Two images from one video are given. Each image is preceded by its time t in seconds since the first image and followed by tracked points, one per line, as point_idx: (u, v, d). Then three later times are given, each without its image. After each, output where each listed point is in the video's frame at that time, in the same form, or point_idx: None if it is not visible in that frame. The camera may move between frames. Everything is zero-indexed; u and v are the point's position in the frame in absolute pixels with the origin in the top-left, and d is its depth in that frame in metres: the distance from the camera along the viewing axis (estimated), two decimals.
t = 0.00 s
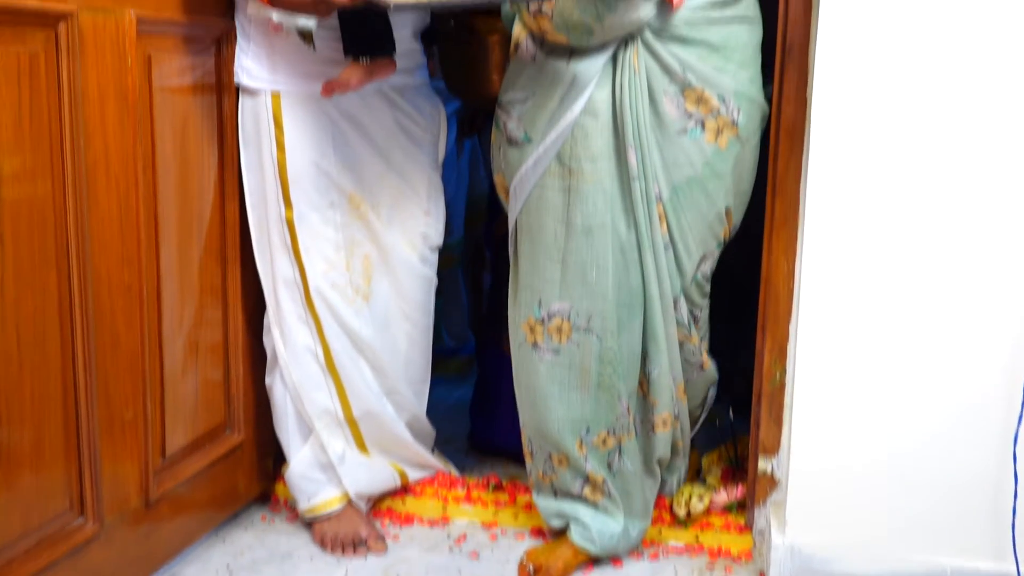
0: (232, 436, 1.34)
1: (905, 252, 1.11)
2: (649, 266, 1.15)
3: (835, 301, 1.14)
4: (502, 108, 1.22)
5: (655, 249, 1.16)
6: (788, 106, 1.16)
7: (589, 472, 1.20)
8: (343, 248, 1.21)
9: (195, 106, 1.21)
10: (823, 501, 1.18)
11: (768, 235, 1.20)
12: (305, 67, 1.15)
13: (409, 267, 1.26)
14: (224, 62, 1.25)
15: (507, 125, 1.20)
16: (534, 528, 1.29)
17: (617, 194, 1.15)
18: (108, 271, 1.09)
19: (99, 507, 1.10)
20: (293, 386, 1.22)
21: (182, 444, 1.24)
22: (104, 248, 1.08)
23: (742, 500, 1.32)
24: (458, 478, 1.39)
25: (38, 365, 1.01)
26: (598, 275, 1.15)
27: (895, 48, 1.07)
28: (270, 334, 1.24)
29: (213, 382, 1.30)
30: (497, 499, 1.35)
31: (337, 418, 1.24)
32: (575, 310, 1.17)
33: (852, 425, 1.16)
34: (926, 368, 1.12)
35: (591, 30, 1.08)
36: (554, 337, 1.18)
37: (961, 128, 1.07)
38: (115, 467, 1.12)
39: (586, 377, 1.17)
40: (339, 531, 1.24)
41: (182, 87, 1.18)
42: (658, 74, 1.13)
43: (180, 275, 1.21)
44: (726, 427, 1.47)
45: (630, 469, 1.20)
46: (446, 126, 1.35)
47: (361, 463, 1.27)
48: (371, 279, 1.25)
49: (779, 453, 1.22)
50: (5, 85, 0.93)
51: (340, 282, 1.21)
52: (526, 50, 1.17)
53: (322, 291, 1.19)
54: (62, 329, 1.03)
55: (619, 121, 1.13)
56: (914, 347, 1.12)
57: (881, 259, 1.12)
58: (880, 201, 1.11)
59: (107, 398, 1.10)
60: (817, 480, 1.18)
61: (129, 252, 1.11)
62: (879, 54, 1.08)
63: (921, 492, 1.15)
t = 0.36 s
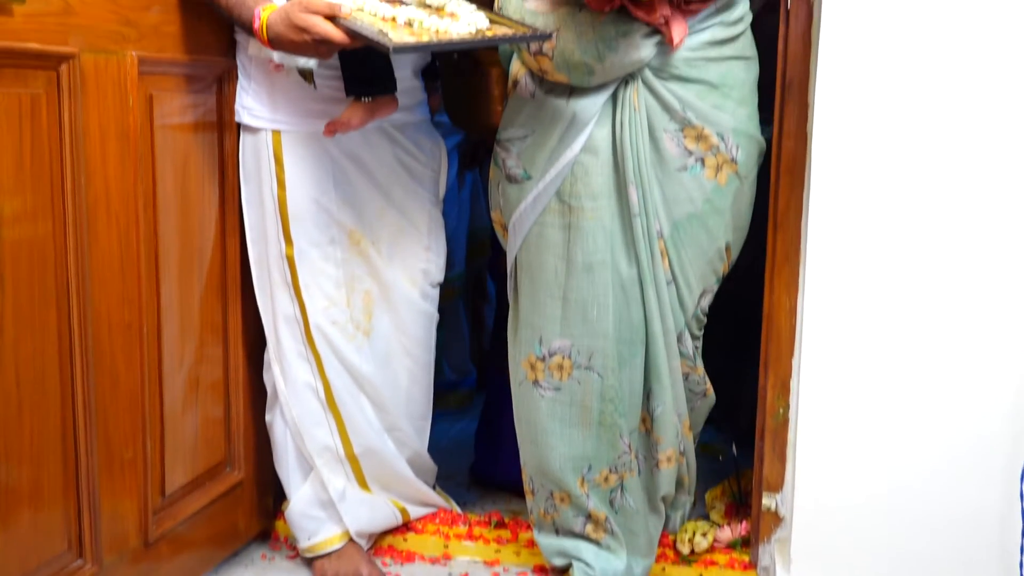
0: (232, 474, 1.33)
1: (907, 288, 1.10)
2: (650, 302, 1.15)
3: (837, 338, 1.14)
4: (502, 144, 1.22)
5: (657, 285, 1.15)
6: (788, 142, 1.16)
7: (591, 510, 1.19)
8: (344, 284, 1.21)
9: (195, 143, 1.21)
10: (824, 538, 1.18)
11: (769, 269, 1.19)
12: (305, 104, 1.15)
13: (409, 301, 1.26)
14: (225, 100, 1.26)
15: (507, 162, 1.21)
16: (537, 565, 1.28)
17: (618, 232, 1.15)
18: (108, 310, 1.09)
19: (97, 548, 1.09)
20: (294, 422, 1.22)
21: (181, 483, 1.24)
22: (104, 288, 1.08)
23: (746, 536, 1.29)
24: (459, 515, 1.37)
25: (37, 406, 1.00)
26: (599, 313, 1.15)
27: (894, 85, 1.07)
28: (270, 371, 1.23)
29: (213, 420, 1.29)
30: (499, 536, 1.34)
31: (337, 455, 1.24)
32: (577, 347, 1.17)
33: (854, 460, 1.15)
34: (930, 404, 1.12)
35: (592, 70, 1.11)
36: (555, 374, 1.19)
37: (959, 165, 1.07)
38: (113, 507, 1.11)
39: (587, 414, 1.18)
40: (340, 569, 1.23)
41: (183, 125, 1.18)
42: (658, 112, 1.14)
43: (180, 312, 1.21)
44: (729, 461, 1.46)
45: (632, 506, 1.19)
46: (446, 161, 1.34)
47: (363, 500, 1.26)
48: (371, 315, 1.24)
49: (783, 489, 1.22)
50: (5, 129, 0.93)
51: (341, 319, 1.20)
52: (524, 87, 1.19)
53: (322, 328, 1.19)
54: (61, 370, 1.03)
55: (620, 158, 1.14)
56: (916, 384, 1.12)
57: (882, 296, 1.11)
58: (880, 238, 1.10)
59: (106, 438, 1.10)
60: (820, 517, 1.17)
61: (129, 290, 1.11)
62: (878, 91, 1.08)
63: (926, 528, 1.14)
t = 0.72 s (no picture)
0: (229, 500, 1.33)
1: (908, 317, 1.10)
2: (650, 330, 1.15)
3: (837, 367, 1.14)
4: (500, 172, 1.23)
5: (656, 313, 1.16)
6: (788, 169, 1.16)
7: (591, 538, 1.19)
8: (343, 310, 1.21)
9: (197, 169, 1.22)
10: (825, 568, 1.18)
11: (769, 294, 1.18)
12: (305, 131, 1.16)
13: (408, 328, 1.25)
14: (226, 126, 1.26)
15: (505, 190, 1.21)
16: None
17: (617, 260, 1.16)
18: (107, 337, 1.08)
19: None
20: (292, 450, 1.21)
21: (179, 509, 1.23)
22: (103, 314, 1.08)
23: (747, 564, 1.26)
24: (459, 542, 1.34)
25: (35, 432, 1.00)
26: (598, 341, 1.16)
27: (892, 114, 1.07)
28: (269, 398, 1.23)
29: (211, 446, 1.29)
30: (498, 563, 1.30)
31: (336, 482, 1.23)
32: (576, 376, 1.17)
33: (854, 489, 1.15)
34: (931, 433, 1.11)
35: (591, 99, 1.11)
36: (554, 403, 1.19)
37: (958, 193, 1.06)
38: (111, 534, 1.11)
39: (586, 442, 1.18)
40: None
41: (184, 151, 1.19)
42: (656, 141, 1.14)
43: (179, 338, 1.22)
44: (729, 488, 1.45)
45: (632, 534, 1.19)
46: (446, 187, 1.34)
47: (362, 527, 1.25)
48: (371, 341, 1.24)
49: (784, 517, 1.22)
50: (6, 157, 0.94)
51: (339, 345, 1.20)
52: (524, 114, 1.19)
53: (321, 354, 1.19)
54: (59, 397, 1.03)
55: (619, 187, 1.15)
56: (916, 413, 1.11)
57: (881, 326, 1.11)
58: (878, 267, 1.10)
59: (104, 465, 1.09)
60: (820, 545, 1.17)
61: (128, 315, 1.11)
62: (876, 120, 1.08)
63: (927, 557, 1.14)
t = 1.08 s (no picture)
0: (228, 523, 1.32)
1: (909, 338, 1.10)
2: (649, 353, 1.15)
3: (837, 388, 1.13)
4: (497, 195, 1.24)
5: (654, 336, 1.15)
6: (788, 189, 1.16)
7: (591, 561, 1.18)
8: (342, 333, 1.21)
9: (196, 192, 1.22)
10: None
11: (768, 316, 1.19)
12: (303, 154, 1.16)
13: (406, 349, 1.25)
14: (225, 149, 1.27)
15: (502, 213, 1.22)
16: None
17: (614, 282, 1.16)
18: (106, 362, 1.08)
19: None
20: (291, 472, 1.21)
21: (177, 532, 1.23)
22: (102, 338, 1.07)
23: None
24: (459, 564, 1.31)
25: (34, 457, 1.00)
26: (596, 363, 1.15)
27: (890, 134, 1.07)
28: (268, 420, 1.23)
29: (210, 468, 1.29)
30: None
31: (336, 504, 1.23)
32: (574, 399, 1.17)
33: (854, 512, 1.15)
34: (932, 454, 1.11)
35: (585, 124, 1.11)
36: (553, 426, 1.18)
37: (959, 214, 1.06)
38: (108, 559, 1.10)
39: (586, 465, 1.17)
40: None
41: (183, 174, 1.19)
42: (651, 163, 1.15)
43: (179, 361, 1.22)
44: (730, 508, 1.45)
45: (633, 558, 1.19)
46: (445, 209, 1.35)
47: (362, 550, 1.24)
48: (370, 363, 1.24)
49: (785, 539, 1.22)
50: (5, 181, 0.94)
51: (338, 367, 1.20)
52: (519, 137, 1.21)
53: (319, 375, 1.18)
54: (57, 421, 1.03)
55: (614, 210, 1.15)
56: (916, 433, 1.11)
57: (881, 348, 1.11)
58: (877, 287, 1.10)
59: (102, 489, 1.09)
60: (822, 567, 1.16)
61: (127, 339, 1.11)
62: (873, 141, 1.08)
63: None
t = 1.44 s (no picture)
0: (226, 544, 1.32)
1: (909, 357, 1.09)
2: (643, 374, 1.14)
3: (836, 406, 1.13)
4: (495, 214, 1.24)
5: (647, 356, 1.15)
6: (788, 208, 1.17)
7: None
8: (340, 352, 1.21)
9: (194, 211, 1.23)
10: None
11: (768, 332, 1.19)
12: (302, 174, 1.16)
13: (405, 367, 1.25)
14: (223, 167, 1.27)
15: (501, 232, 1.22)
16: None
17: (612, 299, 1.16)
18: (103, 382, 1.08)
19: None
20: (289, 492, 1.21)
21: (174, 553, 1.22)
22: (99, 359, 1.07)
23: None
24: None
25: (30, 480, 0.99)
26: (594, 381, 1.16)
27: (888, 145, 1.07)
28: (267, 440, 1.23)
29: (207, 488, 1.29)
30: None
31: (334, 524, 1.22)
32: (572, 416, 1.17)
33: (855, 531, 1.14)
34: (933, 473, 1.10)
35: (581, 143, 1.11)
36: (551, 443, 1.18)
37: (957, 233, 1.06)
38: None
39: (584, 482, 1.17)
40: None
41: (181, 193, 1.19)
42: (647, 179, 1.15)
43: (177, 380, 1.22)
44: (730, 527, 1.45)
45: None
46: (443, 227, 1.35)
47: (360, 571, 1.22)
48: (369, 383, 1.24)
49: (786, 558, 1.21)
50: (4, 203, 0.94)
51: (337, 387, 1.20)
52: (518, 157, 1.21)
53: (317, 396, 1.18)
54: (54, 443, 1.02)
55: (610, 228, 1.15)
56: (917, 451, 1.10)
57: (881, 367, 1.11)
58: (876, 305, 1.10)
59: (99, 511, 1.08)
60: None
61: (124, 359, 1.11)
62: (872, 159, 1.08)
63: None
